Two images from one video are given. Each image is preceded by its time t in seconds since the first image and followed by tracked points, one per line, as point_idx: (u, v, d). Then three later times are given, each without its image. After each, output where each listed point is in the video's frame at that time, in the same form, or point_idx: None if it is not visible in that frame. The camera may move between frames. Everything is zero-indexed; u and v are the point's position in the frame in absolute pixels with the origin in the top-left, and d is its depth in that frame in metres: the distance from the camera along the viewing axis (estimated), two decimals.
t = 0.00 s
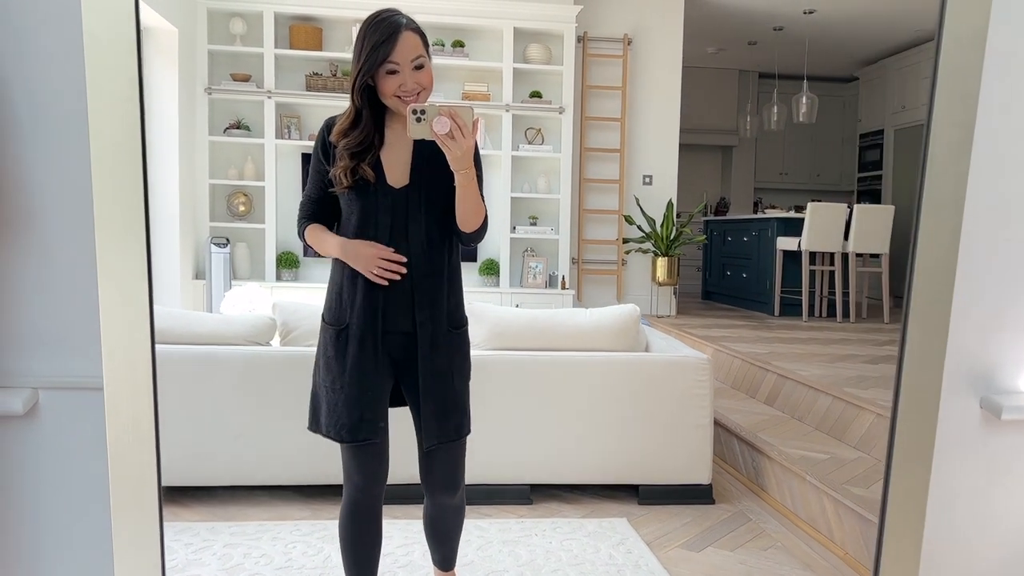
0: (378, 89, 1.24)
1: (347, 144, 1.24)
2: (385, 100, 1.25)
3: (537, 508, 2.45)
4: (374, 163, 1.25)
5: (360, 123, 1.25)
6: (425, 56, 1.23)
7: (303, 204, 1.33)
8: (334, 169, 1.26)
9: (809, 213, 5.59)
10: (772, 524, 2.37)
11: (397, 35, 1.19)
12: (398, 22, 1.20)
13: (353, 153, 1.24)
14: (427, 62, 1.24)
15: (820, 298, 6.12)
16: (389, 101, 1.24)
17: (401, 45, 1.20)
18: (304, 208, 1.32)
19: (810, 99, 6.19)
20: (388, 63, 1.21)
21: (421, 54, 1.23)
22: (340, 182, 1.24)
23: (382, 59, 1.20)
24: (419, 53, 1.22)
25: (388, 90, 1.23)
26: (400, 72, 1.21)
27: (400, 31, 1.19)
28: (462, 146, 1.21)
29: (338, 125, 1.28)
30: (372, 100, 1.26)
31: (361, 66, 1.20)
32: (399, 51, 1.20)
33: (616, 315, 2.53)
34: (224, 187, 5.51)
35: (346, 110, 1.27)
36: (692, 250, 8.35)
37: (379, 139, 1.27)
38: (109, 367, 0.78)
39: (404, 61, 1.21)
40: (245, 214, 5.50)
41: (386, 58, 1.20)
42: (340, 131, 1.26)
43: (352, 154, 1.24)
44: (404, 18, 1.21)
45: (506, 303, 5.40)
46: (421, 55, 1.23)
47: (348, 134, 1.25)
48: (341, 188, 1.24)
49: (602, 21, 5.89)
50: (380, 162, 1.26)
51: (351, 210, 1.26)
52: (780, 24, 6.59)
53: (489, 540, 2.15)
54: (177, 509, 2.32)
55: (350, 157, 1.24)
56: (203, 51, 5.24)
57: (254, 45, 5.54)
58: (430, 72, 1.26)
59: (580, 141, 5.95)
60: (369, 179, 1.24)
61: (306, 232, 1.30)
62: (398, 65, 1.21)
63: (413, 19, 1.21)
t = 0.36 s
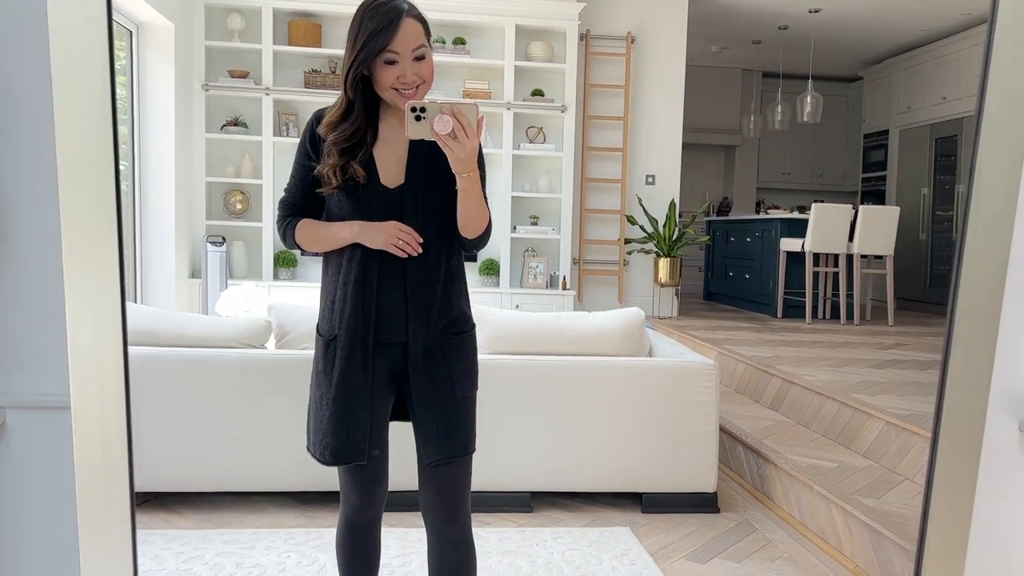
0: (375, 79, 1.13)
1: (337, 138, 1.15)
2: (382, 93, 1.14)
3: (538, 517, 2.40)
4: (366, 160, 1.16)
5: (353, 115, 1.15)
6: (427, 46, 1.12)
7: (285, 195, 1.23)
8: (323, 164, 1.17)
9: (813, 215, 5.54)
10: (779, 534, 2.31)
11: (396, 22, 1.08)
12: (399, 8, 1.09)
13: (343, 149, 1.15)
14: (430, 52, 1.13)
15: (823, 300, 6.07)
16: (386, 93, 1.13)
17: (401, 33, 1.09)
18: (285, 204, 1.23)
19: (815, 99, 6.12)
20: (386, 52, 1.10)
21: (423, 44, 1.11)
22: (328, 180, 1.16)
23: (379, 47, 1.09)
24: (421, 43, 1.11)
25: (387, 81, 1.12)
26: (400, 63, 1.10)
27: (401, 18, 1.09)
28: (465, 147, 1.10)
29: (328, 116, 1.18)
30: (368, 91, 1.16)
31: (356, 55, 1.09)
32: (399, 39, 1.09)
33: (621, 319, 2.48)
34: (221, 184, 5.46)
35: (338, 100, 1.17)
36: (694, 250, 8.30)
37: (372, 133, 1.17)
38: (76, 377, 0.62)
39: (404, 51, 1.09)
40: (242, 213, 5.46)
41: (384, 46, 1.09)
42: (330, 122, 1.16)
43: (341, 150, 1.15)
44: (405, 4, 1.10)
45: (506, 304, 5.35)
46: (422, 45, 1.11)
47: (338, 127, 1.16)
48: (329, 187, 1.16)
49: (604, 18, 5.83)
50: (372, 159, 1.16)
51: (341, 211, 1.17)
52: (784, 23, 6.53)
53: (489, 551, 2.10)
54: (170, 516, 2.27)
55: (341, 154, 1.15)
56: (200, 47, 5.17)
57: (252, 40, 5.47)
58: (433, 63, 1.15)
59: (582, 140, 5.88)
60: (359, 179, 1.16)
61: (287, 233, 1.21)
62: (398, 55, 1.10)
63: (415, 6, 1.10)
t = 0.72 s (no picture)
0: (374, 70, 0.99)
1: (335, 136, 1.01)
2: (381, 85, 1.00)
3: (524, 529, 2.33)
4: (368, 160, 1.01)
5: (353, 112, 1.02)
6: (431, 31, 0.98)
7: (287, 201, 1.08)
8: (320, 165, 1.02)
9: (812, 217, 5.46)
10: (772, 549, 2.24)
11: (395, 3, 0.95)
12: None
13: (342, 149, 1.01)
14: (434, 38, 0.99)
15: (823, 303, 6.00)
16: (385, 84, 0.99)
17: (399, 15, 0.95)
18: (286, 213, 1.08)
19: (815, 99, 6.04)
20: (384, 38, 0.96)
21: (426, 27, 0.97)
22: (327, 184, 1.01)
23: (377, 32, 0.95)
24: (424, 27, 0.97)
25: (386, 71, 0.98)
26: (399, 50, 0.96)
27: None
28: (475, 147, 0.94)
29: (326, 114, 1.05)
30: (367, 83, 1.02)
31: (351, 40, 0.96)
32: (397, 23, 0.95)
33: (611, 327, 2.40)
34: (211, 183, 5.42)
35: (336, 95, 1.03)
36: (692, 251, 8.23)
37: (374, 131, 1.02)
38: None
39: (404, 35, 0.95)
40: (232, 212, 5.41)
41: (381, 31, 0.95)
42: (328, 119, 1.03)
43: (341, 150, 1.00)
44: None
45: (499, 305, 5.29)
46: (426, 29, 0.97)
47: (337, 123, 1.02)
48: (329, 192, 1.01)
49: (601, 16, 5.75)
50: (374, 160, 1.01)
51: (342, 219, 1.02)
52: (785, 22, 6.45)
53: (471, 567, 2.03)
54: (144, 527, 2.21)
55: (339, 154, 1.00)
56: (190, 43, 5.11)
57: (243, 37, 5.40)
58: (438, 50, 1.00)
59: (578, 140, 5.81)
60: (361, 182, 1.00)
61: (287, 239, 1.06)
62: (398, 41, 0.96)
63: None
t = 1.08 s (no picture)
0: (379, 61, 0.93)
1: (342, 137, 0.93)
2: (385, 77, 0.94)
3: (514, 536, 2.29)
4: (375, 161, 0.94)
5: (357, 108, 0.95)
6: (438, 18, 0.92)
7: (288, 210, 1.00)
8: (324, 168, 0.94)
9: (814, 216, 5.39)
10: (767, 559, 2.19)
11: None
12: None
13: (348, 149, 0.93)
14: (441, 26, 0.93)
15: (825, 304, 5.93)
16: (389, 77, 0.93)
17: None
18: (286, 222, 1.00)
19: (819, 98, 5.96)
20: (388, 25, 0.90)
21: (432, 14, 0.91)
22: (332, 187, 0.93)
23: (381, 18, 0.90)
24: (431, 13, 0.91)
25: (390, 62, 0.92)
26: (404, 38, 0.90)
27: None
28: (484, 147, 0.86)
29: (329, 114, 0.98)
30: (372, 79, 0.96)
31: (353, 30, 0.90)
32: (402, 8, 0.90)
33: (605, 329, 2.36)
34: (206, 179, 5.39)
35: (340, 93, 0.97)
36: (693, 250, 8.17)
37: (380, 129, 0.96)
38: None
39: (409, 21, 0.90)
40: (227, 209, 5.38)
41: (385, 17, 0.90)
42: (334, 119, 0.95)
43: (348, 151, 0.93)
44: None
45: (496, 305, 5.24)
46: (433, 16, 0.92)
47: (344, 124, 0.95)
48: (334, 196, 0.93)
49: (602, 13, 5.70)
50: (380, 160, 0.94)
51: (346, 225, 0.94)
52: (788, 20, 6.38)
53: None
54: (126, 531, 2.17)
55: (345, 155, 0.93)
56: (186, 39, 5.07)
57: (240, 32, 5.37)
58: (446, 39, 0.95)
59: (578, 138, 5.76)
60: (367, 184, 0.92)
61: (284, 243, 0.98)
62: (403, 27, 0.90)
63: None
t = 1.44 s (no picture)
0: (385, 54, 0.90)
1: (344, 133, 0.91)
2: (391, 71, 0.91)
3: (521, 538, 2.27)
4: (381, 159, 0.91)
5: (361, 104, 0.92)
6: (447, 10, 0.90)
7: (277, 206, 0.95)
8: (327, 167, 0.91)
9: (823, 214, 5.34)
10: (777, 562, 2.16)
11: None
12: None
13: (351, 147, 0.90)
14: (450, 18, 0.90)
15: (833, 303, 5.89)
16: (396, 72, 0.90)
17: None
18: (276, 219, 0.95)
19: (828, 95, 5.91)
20: (394, 16, 0.87)
21: (440, 6, 0.89)
22: (335, 185, 0.89)
23: (388, 10, 0.87)
24: (439, 5, 0.88)
25: (397, 56, 0.89)
26: (411, 30, 0.88)
27: None
28: (492, 146, 0.84)
29: (331, 109, 0.95)
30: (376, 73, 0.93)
31: (358, 22, 0.87)
32: None
33: (614, 329, 2.33)
34: (211, 176, 5.37)
35: (343, 87, 0.95)
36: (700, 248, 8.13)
37: (385, 126, 0.93)
38: None
39: (417, 13, 0.87)
40: (233, 206, 5.37)
41: (392, 8, 0.87)
42: (335, 115, 0.93)
43: (352, 148, 0.90)
44: None
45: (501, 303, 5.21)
46: (441, 8, 0.89)
47: (346, 119, 0.93)
48: (335, 194, 0.90)
49: (610, 9, 5.66)
50: (386, 158, 0.91)
51: (350, 224, 0.91)
52: (797, 16, 6.33)
53: None
54: (131, 531, 2.15)
55: (349, 152, 0.90)
56: (191, 35, 5.05)
57: (246, 28, 5.35)
58: (455, 32, 0.92)
59: (585, 135, 5.72)
60: (373, 184, 0.89)
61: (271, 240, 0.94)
62: (410, 20, 0.87)
63: None
